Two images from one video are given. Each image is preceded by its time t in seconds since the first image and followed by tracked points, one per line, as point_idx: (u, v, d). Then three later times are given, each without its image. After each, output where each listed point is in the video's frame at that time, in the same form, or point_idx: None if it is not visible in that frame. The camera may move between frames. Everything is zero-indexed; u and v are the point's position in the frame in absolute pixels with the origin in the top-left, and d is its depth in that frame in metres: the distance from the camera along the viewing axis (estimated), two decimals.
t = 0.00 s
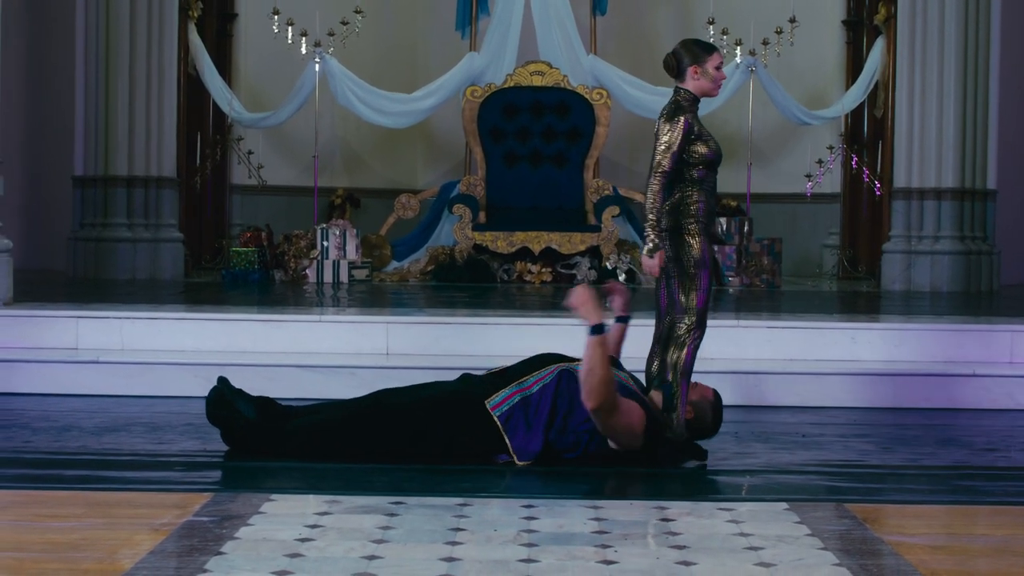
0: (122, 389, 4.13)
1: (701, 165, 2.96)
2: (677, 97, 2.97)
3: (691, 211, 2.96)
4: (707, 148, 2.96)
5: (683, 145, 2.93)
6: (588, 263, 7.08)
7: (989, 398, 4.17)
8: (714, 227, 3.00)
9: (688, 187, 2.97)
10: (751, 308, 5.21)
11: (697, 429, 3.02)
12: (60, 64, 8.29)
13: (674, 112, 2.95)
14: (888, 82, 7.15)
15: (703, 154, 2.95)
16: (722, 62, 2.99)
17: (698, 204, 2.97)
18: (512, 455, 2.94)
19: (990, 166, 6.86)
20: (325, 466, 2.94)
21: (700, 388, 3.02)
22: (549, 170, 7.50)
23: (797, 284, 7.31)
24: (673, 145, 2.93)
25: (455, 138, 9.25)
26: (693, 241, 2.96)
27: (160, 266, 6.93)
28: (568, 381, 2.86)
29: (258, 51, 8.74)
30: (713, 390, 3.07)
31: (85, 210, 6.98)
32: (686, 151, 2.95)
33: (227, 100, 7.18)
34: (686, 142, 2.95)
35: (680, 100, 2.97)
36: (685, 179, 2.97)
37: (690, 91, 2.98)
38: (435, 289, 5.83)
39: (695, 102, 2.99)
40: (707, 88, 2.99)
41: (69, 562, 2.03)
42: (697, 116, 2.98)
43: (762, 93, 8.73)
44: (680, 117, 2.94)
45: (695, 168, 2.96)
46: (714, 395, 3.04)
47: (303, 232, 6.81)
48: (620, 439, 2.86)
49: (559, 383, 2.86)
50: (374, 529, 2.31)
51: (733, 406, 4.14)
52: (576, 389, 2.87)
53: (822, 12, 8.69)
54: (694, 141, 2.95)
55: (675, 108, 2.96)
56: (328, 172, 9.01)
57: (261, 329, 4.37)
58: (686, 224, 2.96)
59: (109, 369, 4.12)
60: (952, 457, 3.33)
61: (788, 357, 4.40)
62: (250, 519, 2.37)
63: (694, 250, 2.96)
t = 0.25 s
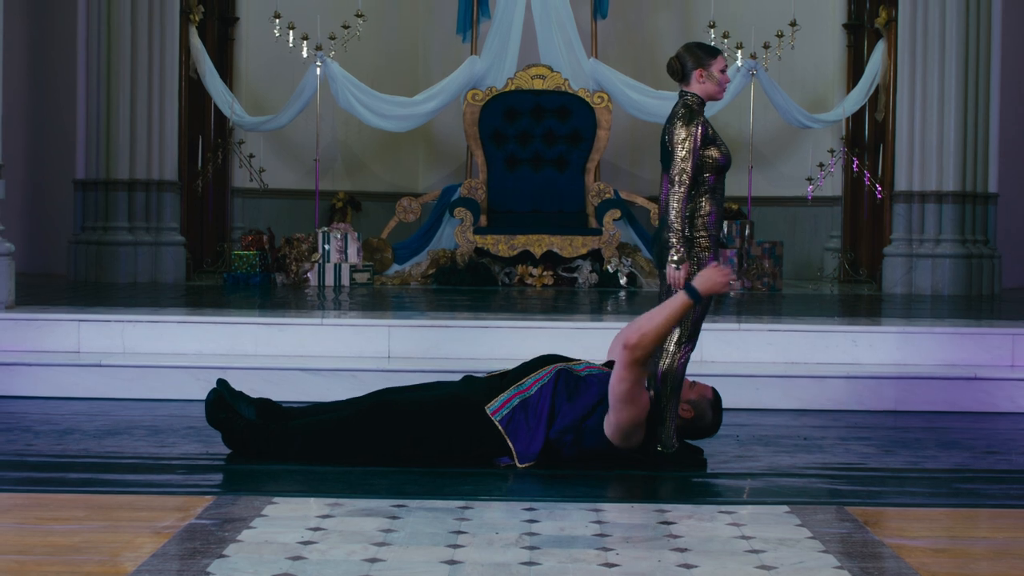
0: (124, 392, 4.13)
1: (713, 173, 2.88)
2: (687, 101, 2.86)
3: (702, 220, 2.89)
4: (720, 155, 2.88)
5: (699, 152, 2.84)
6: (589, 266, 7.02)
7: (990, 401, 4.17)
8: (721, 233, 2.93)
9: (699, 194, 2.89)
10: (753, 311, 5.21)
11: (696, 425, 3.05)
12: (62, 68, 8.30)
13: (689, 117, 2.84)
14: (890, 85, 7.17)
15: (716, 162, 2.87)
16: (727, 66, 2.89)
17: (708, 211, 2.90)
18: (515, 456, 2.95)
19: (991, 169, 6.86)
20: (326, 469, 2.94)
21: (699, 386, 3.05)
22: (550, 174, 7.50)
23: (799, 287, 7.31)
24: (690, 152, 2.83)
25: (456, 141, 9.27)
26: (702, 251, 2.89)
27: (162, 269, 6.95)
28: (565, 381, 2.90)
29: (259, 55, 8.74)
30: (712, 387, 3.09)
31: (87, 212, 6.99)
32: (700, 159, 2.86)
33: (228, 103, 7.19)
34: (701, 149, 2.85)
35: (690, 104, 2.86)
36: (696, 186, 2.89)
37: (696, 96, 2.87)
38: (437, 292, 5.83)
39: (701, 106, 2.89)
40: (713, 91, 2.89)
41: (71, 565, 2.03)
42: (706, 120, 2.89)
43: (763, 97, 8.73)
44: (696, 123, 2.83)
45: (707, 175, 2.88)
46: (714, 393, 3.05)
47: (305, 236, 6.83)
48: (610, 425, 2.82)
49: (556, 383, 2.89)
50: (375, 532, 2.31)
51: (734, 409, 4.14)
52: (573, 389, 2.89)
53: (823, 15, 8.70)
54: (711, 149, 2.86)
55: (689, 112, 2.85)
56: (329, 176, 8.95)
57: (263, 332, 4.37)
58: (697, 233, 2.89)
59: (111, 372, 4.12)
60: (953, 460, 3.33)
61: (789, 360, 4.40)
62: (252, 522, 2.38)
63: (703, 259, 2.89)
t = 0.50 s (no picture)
0: (125, 397, 4.13)
1: (719, 180, 2.90)
2: (695, 106, 2.87)
3: (709, 227, 2.89)
4: (728, 162, 2.90)
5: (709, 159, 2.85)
6: (590, 271, 7.07)
7: (991, 406, 4.17)
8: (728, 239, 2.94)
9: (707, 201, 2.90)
10: (753, 316, 5.21)
11: (698, 442, 3.04)
12: (64, 74, 8.31)
13: (700, 122, 2.85)
14: (891, 90, 7.18)
15: (724, 169, 2.89)
16: (733, 70, 2.89)
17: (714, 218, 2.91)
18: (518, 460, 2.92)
19: (991, 174, 6.87)
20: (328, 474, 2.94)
21: (704, 399, 3.02)
22: (550, 178, 7.51)
23: (799, 292, 7.31)
24: (702, 158, 2.83)
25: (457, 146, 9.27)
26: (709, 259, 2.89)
27: (163, 274, 6.97)
28: (573, 386, 2.90)
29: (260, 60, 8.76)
30: (717, 403, 3.06)
31: (88, 217, 7.00)
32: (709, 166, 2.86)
33: (229, 108, 7.20)
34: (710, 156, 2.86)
35: (699, 108, 2.86)
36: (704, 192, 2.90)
37: (704, 101, 2.87)
38: (437, 297, 5.84)
39: (709, 112, 2.89)
40: (721, 96, 2.88)
41: (72, 570, 2.03)
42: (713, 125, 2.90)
43: (763, 102, 8.75)
44: (707, 129, 2.84)
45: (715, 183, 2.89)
46: (718, 409, 3.03)
47: (306, 240, 6.83)
48: (620, 434, 2.87)
49: (565, 387, 2.89)
50: (377, 536, 2.31)
51: (735, 414, 4.14)
52: (580, 395, 2.90)
53: (823, 20, 8.72)
54: (721, 155, 2.88)
55: (698, 118, 2.86)
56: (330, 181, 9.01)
57: (264, 337, 4.38)
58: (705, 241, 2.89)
59: (113, 377, 4.13)
60: (955, 465, 3.33)
61: (790, 365, 4.40)
62: (253, 526, 2.38)
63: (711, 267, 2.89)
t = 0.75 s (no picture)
0: (127, 404, 4.13)
1: (725, 187, 2.90)
2: (701, 113, 2.88)
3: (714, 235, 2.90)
4: (734, 168, 2.90)
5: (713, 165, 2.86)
6: (591, 277, 7.03)
7: (992, 413, 4.16)
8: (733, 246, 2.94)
9: (712, 208, 2.90)
10: (755, 322, 5.21)
11: (699, 455, 3.04)
12: (65, 82, 8.32)
13: (704, 129, 2.86)
14: (892, 96, 7.19)
15: (729, 176, 2.89)
16: (739, 76, 2.90)
17: (719, 226, 2.91)
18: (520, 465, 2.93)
19: (992, 180, 6.88)
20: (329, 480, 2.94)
21: (709, 415, 3.03)
22: (551, 185, 7.53)
23: (800, 298, 7.31)
24: (707, 164, 2.84)
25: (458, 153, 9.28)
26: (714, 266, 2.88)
27: (165, 280, 6.97)
28: (576, 392, 2.90)
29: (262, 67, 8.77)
30: (721, 419, 3.06)
31: (89, 224, 6.99)
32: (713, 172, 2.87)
33: (230, 115, 7.20)
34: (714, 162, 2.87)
35: (704, 113, 2.88)
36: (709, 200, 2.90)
37: (709, 107, 2.88)
38: (438, 303, 5.83)
39: (714, 118, 2.90)
40: (726, 102, 2.90)
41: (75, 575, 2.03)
42: (720, 132, 2.91)
43: (764, 109, 8.75)
44: (711, 136, 2.85)
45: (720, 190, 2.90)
46: (721, 426, 3.03)
47: (307, 246, 6.84)
48: (620, 442, 2.87)
49: (567, 392, 2.89)
50: (378, 542, 2.31)
51: (736, 420, 4.14)
52: (583, 401, 2.90)
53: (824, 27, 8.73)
54: (727, 161, 2.89)
55: (703, 124, 2.87)
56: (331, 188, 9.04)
57: (266, 343, 4.38)
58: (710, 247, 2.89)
59: (114, 383, 4.13)
60: (956, 471, 3.33)
61: (791, 371, 4.40)
62: (255, 532, 2.38)
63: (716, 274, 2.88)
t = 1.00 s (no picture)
0: (128, 411, 4.13)
1: (728, 195, 2.90)
2: (705, 120, 2.87)
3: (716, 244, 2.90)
4: (737, 177, 2.89)
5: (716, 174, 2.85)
6: (592, 285, 7.07)
7: (993, 420, 4.16)
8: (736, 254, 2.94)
9: (714, 217, 2.90)
10: (755, 329, 5.21)
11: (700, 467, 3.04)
12: (66, 90, 8.33)
13: (708, 137, 2.85)
14: (892, 104, 7.19)
15: (732, 184, 2.88)
16: (744, 83, 2.90)
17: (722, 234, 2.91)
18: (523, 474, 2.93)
19: (992, 188, 6.88)
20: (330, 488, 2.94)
21: (712, 429, 3.03)
22: (552, 192, 7.53)
23: (801, 306, 7.31)
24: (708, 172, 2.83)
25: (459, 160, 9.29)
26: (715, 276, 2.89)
27: (166, 288, 6.97)
28: (577, 400, 2.90)
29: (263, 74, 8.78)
30: (722, 432, 3.07)
31: (91, 231, 7.00)
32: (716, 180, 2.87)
33: (232, 123, 7.21)
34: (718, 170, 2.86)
35: (707, 122, 2.86)
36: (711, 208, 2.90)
37: (714, 115, 2.88)
38: (439, 311, 5.83)
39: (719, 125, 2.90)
40: (732, 109, 2.90)
41: None
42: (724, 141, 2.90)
43: (764, 116, 8.76)
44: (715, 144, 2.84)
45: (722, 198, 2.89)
46: (723, 440, 3.04)
47: (308, 254, 6.84)
48: (621, 448, 2.87)
49: (569, 400, 2.90)
50: (380, 550, 2.31)
51: (737, 427, 4.14)
52: (585, 409, 2.90)
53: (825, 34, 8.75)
54: (728, 169, 2.88)
55: (706, 132, 2.86)
56: (332, 195, 9.03)
57: (267, 350, 4.38)
58: (711, 257, 2.89)
59: (115, 391, 4.13)
60: (956, 478, 3.33)
61: (792, 379, 4.39)
62: (256, 540, 2.38)
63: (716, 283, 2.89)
